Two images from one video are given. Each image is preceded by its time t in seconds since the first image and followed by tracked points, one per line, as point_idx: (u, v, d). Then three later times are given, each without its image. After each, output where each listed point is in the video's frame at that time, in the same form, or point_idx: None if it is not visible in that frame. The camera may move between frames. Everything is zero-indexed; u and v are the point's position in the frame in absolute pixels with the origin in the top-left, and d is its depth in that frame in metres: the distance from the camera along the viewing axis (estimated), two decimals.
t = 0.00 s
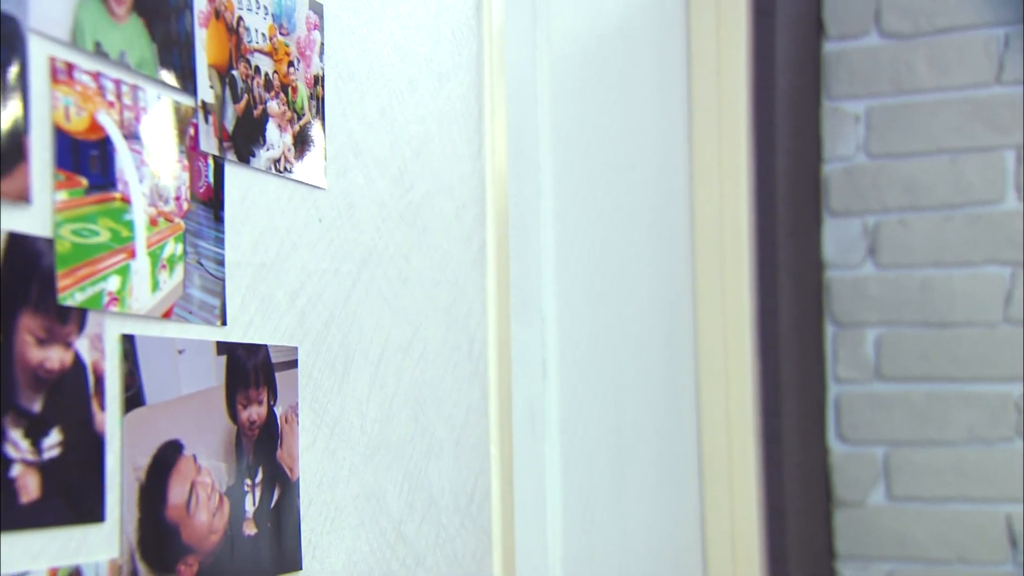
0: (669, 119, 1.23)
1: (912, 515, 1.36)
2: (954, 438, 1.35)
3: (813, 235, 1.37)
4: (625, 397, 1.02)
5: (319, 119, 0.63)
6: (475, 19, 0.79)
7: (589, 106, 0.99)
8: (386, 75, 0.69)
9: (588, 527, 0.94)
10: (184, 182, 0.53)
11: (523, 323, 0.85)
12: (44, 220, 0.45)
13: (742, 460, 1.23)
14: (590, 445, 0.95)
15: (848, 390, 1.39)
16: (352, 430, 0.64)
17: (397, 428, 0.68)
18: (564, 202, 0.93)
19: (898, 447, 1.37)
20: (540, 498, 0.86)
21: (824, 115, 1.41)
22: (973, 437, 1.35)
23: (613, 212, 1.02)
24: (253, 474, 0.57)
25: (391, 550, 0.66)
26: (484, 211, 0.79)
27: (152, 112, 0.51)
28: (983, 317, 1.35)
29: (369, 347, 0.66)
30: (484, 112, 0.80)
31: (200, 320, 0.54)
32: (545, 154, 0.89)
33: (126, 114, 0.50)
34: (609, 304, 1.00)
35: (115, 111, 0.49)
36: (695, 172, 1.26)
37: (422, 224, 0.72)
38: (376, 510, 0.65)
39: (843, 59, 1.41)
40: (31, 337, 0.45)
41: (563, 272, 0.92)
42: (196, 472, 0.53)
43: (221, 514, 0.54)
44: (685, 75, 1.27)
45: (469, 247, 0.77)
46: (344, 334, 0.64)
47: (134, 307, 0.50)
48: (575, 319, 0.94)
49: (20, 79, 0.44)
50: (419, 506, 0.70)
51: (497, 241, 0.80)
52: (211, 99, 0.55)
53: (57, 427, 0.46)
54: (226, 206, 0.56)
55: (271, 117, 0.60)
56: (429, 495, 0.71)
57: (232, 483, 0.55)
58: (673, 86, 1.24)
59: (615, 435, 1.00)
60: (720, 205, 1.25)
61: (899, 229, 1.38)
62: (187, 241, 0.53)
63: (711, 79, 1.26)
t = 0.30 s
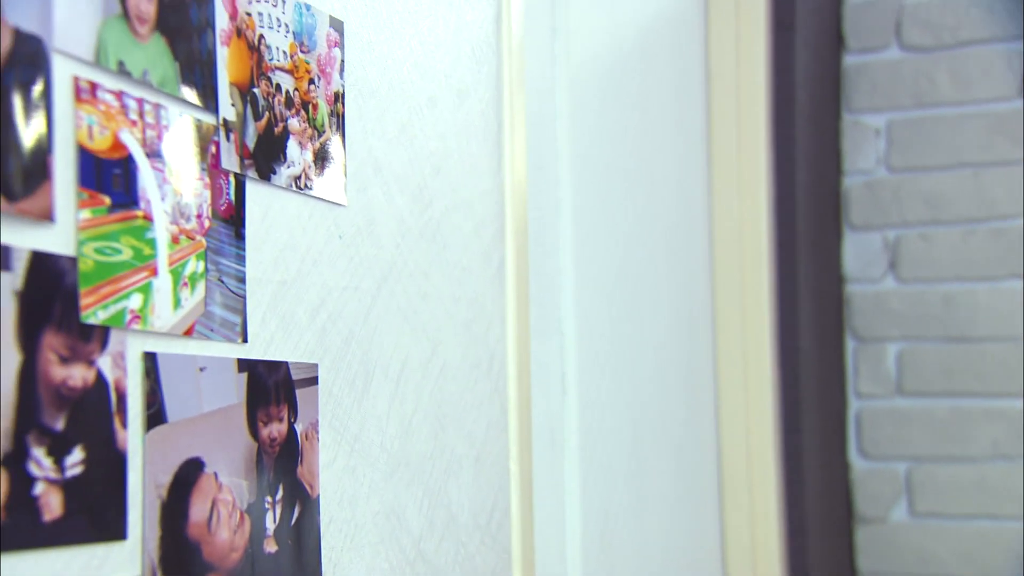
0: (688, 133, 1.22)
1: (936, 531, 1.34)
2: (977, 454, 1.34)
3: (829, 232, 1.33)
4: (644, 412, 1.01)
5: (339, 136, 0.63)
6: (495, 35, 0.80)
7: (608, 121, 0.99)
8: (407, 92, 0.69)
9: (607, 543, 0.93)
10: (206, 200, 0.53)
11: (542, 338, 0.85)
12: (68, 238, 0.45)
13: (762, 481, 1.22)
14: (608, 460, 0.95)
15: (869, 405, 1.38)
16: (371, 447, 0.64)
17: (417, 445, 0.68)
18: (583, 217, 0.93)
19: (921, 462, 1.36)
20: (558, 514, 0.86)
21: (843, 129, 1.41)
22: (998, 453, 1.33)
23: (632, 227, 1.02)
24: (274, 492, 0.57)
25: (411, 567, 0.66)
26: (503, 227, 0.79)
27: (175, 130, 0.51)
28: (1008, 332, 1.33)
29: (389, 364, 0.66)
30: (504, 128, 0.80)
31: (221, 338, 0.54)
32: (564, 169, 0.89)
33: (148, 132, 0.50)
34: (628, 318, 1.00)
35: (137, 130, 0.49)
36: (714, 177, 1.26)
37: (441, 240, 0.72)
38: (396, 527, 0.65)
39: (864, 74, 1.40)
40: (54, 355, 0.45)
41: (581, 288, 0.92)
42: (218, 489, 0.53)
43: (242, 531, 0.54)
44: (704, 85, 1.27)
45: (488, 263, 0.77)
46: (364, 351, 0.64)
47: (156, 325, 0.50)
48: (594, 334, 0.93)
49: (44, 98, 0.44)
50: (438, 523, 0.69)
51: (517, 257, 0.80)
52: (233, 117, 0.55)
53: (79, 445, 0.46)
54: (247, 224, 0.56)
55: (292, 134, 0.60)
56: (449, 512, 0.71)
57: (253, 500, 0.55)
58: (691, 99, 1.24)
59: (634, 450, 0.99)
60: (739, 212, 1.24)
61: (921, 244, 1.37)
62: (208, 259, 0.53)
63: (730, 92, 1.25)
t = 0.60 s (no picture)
0: (705, 147, 1.22)
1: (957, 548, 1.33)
2: (995, 468, 1.33)
3: (846, 243, 1.31)
4: (661, 426, 1.01)
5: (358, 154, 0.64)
6: (513, 51, 0.80)
7: (625, 136, 0.99)
8: (425, 109, 0.70)
9: (625, 558, 0.93)
10: (226, 218, 0.53)
11: (560, 353, 0.85)
12: (89, 258, 0.46)
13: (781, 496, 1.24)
14: (626, 476, 0.95)
15: (888, 421, 1.37)
16: (390, 464, 0.64)
17: (435, 461, 0.68)
18: (600, 232, 0.93)
19: (940, 478, 1.35)
20: (576, 530, 0.86)
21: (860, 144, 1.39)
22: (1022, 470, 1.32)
23: (648, 242, 1.02)
24: (293, 510, 0.57)
25: None
26: (521, 242, 0.79)
27: (196, 149, 0.52)
28: None
29: (407, 381, 0.66)
30: (522, 144, 0.80)
31: (241, 355, 0.54)
32: (581, 185, 0.89)
33: (170, 151, 0.50)
34: (645, 333, 1.00)
35: (159, 149, 0.49)
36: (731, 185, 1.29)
37: (459, 257, 0.72)
38: (415, 544, 0.65)
39: (881, 87, 1.39)
40: (76, 374, 0.45)
41: (599, 303, 0.92)
42: (238, 507, 0.53)
43: (261, 549, 0.54)
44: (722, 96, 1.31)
45: (506, 279, 0.77)
46: (383, 368, 0.64)
47: (177, 343, 0.50)
48: (611, 349, 0.93)
49: (67, 117, 0.44)
50: (457, 539, 0.69)
51: (535, 273, 0.80)
52: (253, 135, 0.56)
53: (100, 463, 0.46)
54: (266, 242, 0.56)
55: (311, 152, 0.60)
56: (468, 529, 0.71)
57: (272, 518, 0.55)
58: (707, 112, 1.24)
59: (651, 465, 0.99)
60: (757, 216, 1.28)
61: (938, 257, 1.36)
62: (228, 277, 0.53)
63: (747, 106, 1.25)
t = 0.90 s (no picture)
0: (720, 163, 1.22)
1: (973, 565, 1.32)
2: (1012, 486, 1.31)
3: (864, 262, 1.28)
4: (677, 443, 1.01)
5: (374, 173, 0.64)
6: (528, 70, 0.81)
7: (640, 152, 0.99)
8: (441, 128, 0.70)
9: None
10: (244, 238, 0.54)
11: (576, 371, 0.85)
12: (109, 279, 0.46)
13: (798, 509, 1.25)
14: (641, 493, 0.94)
15: (906, 437, 1.35)
16: (406, 483, 0.64)
17: (452, 480, 0.68)
18: (616, 249, 0.93)
19: (958, 495, 1.33)
20: (592, 548, 0.85)
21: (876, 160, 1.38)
22: None
23: (663, 259, 1.02)
24: (310, 529, 0.57)
25: None
26: (536, 260, 0.79)
27: (214, 169, 0.52)
28: None
29: (424, 400, 0.66)
30: (537, 162, 0.80)
31: (259, 374, 0.54)
32: (596, 201, 0.90)
33: (189, 172, 0.50)
34: (660, 349, 1.00)
35: (178, 169, 0.50)
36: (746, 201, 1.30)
37: (475, 275, 0.72)
38: (431, 563, 0.65)
39: (897, 104, 1.38)
40: (95, 395, 0.45)
41: (614, 320, 0.92)
42: (255, 526, 0.53)
43: (278, 568, 0.54)
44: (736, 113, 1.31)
45: (522, 297, 0.77)
46: (399, 387, 0.64)
47: (195, 363, 0.50)
48: (626, 365, 0.93)
49: (87, 136, 0.45)
50: (474, 558, 0.69)
51: (550, 289, 0.80)
52: (271, 156, 0.56)
53: (119, 483, 0.46)
54: (284, 262, 0.56)
55: (328, 172, 0.60)
56: (484, 547, 0.71)
57: (289, 537, 0.55)
58: (722, 128, 1.24)
59: (666, 482, 0.99)
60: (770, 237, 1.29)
61: (955, 273, 1.35)
62: (246, 296, 0.53)
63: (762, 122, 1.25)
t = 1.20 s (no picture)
0: (735, 180, 1.22)
1: None
2: None
3: (881, 278, 1.27)
4: (693, 461, 1.01)
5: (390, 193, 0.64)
6: (543, 90, 0.81)
7: (656, 171, 1.00)
8: (457, 148, 0.70)
9: None
10: (261, 259, 0.54)
11: (592, 390, 0.85)
12: (127, 300, 0.46)
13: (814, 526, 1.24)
14: (657, 511, 0.94)
15: (923, 457, 1.25)
16: (422, 503, 0.64)
17: (468, 499, 0.68)
18: (632, 267, 0.93)
19: (978, 515, 1.24)
20: (607, 567, 0.85)
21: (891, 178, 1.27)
22: None
23: (678, 277, 1.02)
24: (327, 549, 0.57)
25: None
26: (552, 279, 0.80)
27: (231, 190, 0.52)
28: None
29: (440, 420, 0.66)
30: (552, 181, 0.81)
31: (276, 396, 0.54)
32: (611, 220, 0.90)
33: (206, 194, 0.50)
34: (675, 366, 1.00)
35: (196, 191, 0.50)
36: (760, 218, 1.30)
37: (491, 294, 0.72)
38: None
39: (912, 122, 1.27)
40: (114, 417, 0.45)
41: (630, 338, 0.92)
42: (272, 547, 0.53)
43: None
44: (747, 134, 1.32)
45: (538, 316, 0.77)
46: (415, 407, 0.64)
47: (213, 384, 0.50)
48: (642, 383, 0.93)
49: (106, 158, 0.45)
50: None
51: (566, 308, 0.81)
52: (288, 177, 0.56)
53: (136, 505, 0.46)
54: (301, 282, 0.57)
55: (345, 193, 0.61)
56: (500, 567, 0.70)
57: (306, 558, 0.55)
58: (738, 146, 1.24)
59: (682, 500, 0.99)
60: (788, 262, 1.31)
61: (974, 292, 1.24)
62: (263, 317, 0.54)
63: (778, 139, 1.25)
